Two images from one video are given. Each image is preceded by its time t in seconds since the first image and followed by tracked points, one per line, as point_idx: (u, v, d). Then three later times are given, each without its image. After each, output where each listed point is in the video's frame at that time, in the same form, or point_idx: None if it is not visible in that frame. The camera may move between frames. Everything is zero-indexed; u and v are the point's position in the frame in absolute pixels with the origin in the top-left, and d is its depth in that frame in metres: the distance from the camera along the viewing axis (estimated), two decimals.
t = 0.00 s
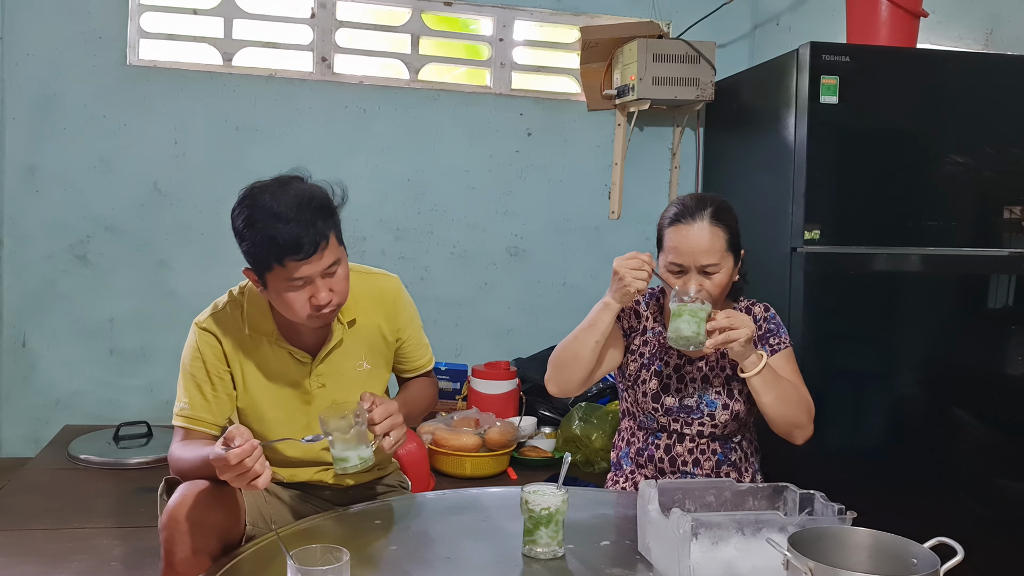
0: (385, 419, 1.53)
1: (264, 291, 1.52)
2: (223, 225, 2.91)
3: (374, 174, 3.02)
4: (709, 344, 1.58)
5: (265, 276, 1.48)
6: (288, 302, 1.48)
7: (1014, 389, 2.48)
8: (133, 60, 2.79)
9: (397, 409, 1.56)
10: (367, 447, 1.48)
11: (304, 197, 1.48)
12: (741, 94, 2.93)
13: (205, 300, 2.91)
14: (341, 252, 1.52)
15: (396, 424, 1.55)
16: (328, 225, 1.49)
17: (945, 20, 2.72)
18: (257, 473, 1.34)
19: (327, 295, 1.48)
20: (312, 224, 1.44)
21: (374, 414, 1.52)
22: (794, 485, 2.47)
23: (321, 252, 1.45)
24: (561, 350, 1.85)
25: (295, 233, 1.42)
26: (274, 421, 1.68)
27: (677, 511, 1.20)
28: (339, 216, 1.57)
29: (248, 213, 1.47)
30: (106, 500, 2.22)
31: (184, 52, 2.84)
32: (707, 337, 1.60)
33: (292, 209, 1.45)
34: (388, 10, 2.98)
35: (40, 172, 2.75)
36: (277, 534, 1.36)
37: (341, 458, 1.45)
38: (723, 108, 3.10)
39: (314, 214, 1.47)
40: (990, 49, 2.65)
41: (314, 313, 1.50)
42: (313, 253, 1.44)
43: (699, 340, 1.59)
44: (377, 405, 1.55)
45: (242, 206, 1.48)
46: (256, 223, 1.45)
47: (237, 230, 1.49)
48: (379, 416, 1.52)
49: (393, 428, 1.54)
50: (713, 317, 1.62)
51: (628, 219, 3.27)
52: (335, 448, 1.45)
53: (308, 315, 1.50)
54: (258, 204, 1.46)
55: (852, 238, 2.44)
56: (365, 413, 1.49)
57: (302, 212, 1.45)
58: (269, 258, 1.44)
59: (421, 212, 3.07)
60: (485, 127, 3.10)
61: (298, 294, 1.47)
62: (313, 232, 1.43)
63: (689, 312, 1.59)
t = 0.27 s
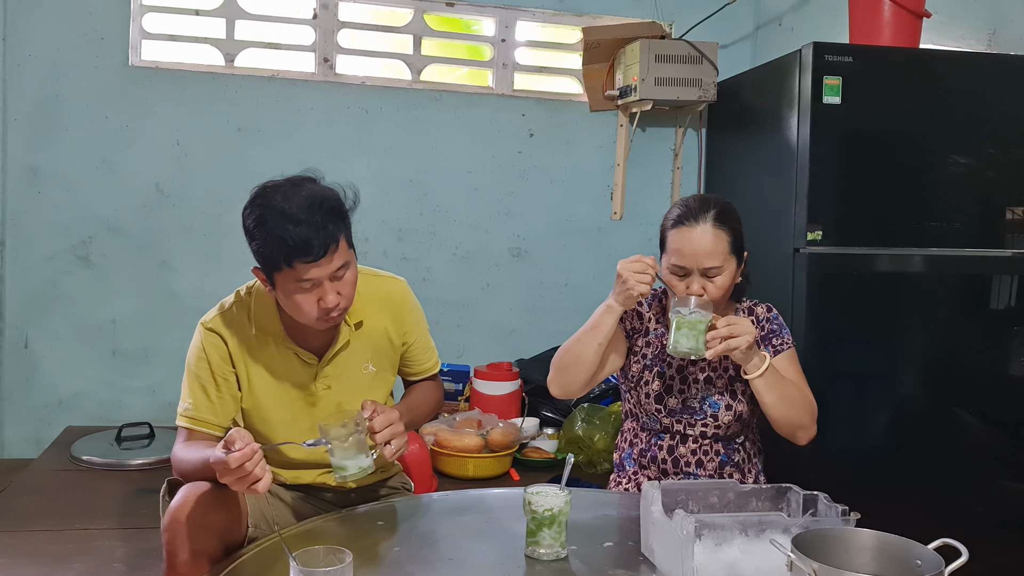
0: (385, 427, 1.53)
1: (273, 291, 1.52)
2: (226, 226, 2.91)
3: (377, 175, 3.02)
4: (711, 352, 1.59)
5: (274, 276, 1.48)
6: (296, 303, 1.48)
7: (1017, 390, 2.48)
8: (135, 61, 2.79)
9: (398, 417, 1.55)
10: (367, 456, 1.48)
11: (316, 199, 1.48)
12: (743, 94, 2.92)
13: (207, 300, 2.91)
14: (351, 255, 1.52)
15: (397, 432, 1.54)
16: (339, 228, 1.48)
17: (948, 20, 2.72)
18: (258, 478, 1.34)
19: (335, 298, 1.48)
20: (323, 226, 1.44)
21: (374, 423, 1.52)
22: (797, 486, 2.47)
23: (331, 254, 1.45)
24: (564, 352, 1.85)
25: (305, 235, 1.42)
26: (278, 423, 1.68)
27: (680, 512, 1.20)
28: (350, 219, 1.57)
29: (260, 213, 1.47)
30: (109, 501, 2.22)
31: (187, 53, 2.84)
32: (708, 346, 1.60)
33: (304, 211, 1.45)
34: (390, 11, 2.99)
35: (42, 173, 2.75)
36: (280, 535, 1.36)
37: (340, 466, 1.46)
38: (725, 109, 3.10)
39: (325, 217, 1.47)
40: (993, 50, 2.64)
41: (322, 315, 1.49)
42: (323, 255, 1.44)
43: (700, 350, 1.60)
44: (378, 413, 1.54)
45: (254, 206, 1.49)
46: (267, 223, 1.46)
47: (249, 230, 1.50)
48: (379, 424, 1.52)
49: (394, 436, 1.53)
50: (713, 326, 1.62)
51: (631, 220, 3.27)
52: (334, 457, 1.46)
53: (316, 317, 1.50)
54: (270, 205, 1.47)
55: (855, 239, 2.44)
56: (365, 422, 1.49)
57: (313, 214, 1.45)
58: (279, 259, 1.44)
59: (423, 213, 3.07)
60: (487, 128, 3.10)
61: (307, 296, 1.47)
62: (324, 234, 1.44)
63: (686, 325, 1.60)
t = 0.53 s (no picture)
0: (401, 425, 1.54)
1: (277, 291, 1.53)
2: (227, 225, 2.91)
3: (377, 174, 3.02)
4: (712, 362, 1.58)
5: (278, 278, 1.48)
6: (298, 305, 1.48)
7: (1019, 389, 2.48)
8: (137, 60, 2.79)
9: (413, 416, 1.56)
10: (384, 451, 1.51)
11: (326, 205, 1.48)
12: (745, 94, 2.92)
13: (208, 300, 2.91)
14: (357, 262, 1.52)
15: (412, 430, 1.56)
16: (346, 236, 1.48)
17: (950, 19, 2.72)
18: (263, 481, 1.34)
19: (337, 304, 1.48)
20: (331, 234, 1.44)
21: (390, 420, 1.53)
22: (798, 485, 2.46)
23: (335, 262, 1.45)
24: (564, 353, 1.85)
25: (311, 242, 1.41)
26: (283, 422, 1.68)
27: (683, 511, 1.20)
28: (359, 227, 1.57)
29: (268, 215, 1.47)
30: (111, 501, 2.22)
31: (188, 53, 2.84)
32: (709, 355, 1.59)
33: (312, 217, 1.45)
34: (391, 10, 2.99)
35: (44, 173, 2.75)
36: (283, 535, 1.36)
37: (359, 462, 1.48)
38: (726, 109, 3.09)
39: (334, 224, 1.46)
40: (995, 49, 2.64)
41: (323, 318, 1.50)
42: (327, 262, 1.44)
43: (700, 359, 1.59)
44: (393, 411, 1.55)
45: (263, 206, 1.48)
46: (274, 226, 1.45)
47: (255, 229, 1.49)
48: (395, 422, 1.53)
49: (409, 434, 1.55)
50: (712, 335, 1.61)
51: (632, 219, 3.27)
52: (352, 453, 1.48)
53: (317, 320, 1.50)
54: (278, 207, 1.46)
55: (857, 238, 2.43)
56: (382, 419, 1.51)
57: (322, 220, 1.45)
58: (283, 262, 1.44)
59: (424, 212, 3.07)
60: (489, 128, 3.10)
61: (309, 300, 1.48)
62: (330, 242, 1.43)
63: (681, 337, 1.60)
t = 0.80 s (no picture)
0: (404, 427, 1.55)
1: (281, 294, 1.53)
2: (228, 226, 2.91)
3: (378, 175, 3.02)
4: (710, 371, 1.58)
5: (284, 282, 1.48)
6: (303, 309, 1.49)
7: (1020, 390, 2.48)
8: (139, 62, 2.80)
9: (416, 418, 1.58)
10: (389, 453, 1.51)
11: (333, 209, 1.48)
12: (745, 95, 2.92)
13: (209, 301, 2.91)
14: (362, 266, 1.53)
15: (415, 432, 1.57)
16: (353, 240, 1.49)
17: (951, 20, 2.71)
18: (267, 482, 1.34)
19: (343, 308, 1.49)
20: (338, 238, 1.45)
21: (394, 422, 1.54)
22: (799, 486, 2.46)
23: (342, 267, 1.46)
24: (565, 355, 1.85)
25: (319, 246, 1.42)
26: (284, 423, 1.69)
27: (683, 513, 1.20)
28: (364, 231, 1.57)
29: (274, 219, 1.47)
30: (112, 502, 2.22)
31: (190, 54, 2.84)
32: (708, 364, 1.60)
33: (319, 221, 1.45)
34: (392, 12, 2.99)
35: (45, 174, 2.76)
36: (284, 536, 1.36)
37: (363, 465, 1.49)
38: (728, 109, 3.09)
39: (341, 228, 1.47)
40: (996, 50, 2.64)
41: (327, 322, 1.51)
42: (334, 267, 1.44)
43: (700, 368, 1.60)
44: (396, 413, 1.57)
45: (270, 210, 1.48)
46: (281, 230, 1.45)
47: (262, 234, 1.50)
48: (398, 423, 1.54)
49: (412, 436, 1.56)
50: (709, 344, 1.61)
51: (633, 220, 3.27)
52: (357, 457, 1.49)
53: (321, 324, 1.51)
54: (285, 211, 1.47)
55: (858, 239, 2.43)
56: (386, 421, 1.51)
57: (329, 225, 1.45)
58: (290, 266, 1.44)
59: (425, 213, 3.07)
60: (490, 129, 3.10)
61: (314, 304, 1.48)
62: (338, 246, 1.44)
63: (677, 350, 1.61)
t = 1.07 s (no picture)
0: (401, 429, 1.55)
1: (287, 296, 1.53)
2: (229, 227, 2.92)
3: (379, 175, 3.02)
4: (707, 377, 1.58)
5: (291, 283, 1.48)
6: (313, 309, 1.49)
7: (1021, 390, 2.48)
8: (140, 63, 2.80)
9: (413, 420, 1.58)
10: (384, 455, 1.52)
11: (334, 206, 1.49)
12: (746, 95, 2.93)
13: (210, 302, 2.92)
14: (367, 260, 1.54)
15: (412, 434, 1.57)
16: (357, 234, 1.50)
17: (951, 21, 2.71)
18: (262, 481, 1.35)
19: (352, 303, 1.50)
20: (344, 234, 1.45)
21: (391, 424, 1.54)
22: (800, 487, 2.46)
23: (351, 261, 1.47)
24: (565, 357, 1.85)
25: (326, 243, 1.42)
26: (283, 424, 1.69)
27: (683, 513, 1.20)
28: (365, 226, 1.58)
29: (276, 221, 1.47)
30: (113, 502, 2.22)
31: (191, 55, 2.85)
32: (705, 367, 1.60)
33: (323, 219, 1.45)
34: (393, 13, 2.99)
35: (47, 175, 2.76)
36: (284, 536, 1.36)
37: (358, 465, 1.48)
38: (728, 110, 3.10)
39: (344, 224, 1.48)
40: (996, 50, 2.64)
41: (338, 320, 1.51)
42: (343, 263, 1.45)
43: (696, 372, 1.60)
44: (393, 415, 1.57)
45: (271, 212, 1.48)
46: (285, 230, 1.45)
47: (265, 237, 1.49)
48: (395, 425, 1.54)
49: (409, 438, 1.56)
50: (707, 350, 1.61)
51: (634, 221, 3.27)
52: (352, 458, 1.49)
53: (332, 321, 1.52)
54: (288, 212, 1.47)
55: (858, 240, 2.43)
56: (382, 422, 1.52)
57: (333, 221, 1.46)
58: (298, 266, 1.44)
59: (426, 214, 3.08)
60: (491, 130, 3.10)
61: (324, 302, 1.48)
62: (345, 241, 1.45)
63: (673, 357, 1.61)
